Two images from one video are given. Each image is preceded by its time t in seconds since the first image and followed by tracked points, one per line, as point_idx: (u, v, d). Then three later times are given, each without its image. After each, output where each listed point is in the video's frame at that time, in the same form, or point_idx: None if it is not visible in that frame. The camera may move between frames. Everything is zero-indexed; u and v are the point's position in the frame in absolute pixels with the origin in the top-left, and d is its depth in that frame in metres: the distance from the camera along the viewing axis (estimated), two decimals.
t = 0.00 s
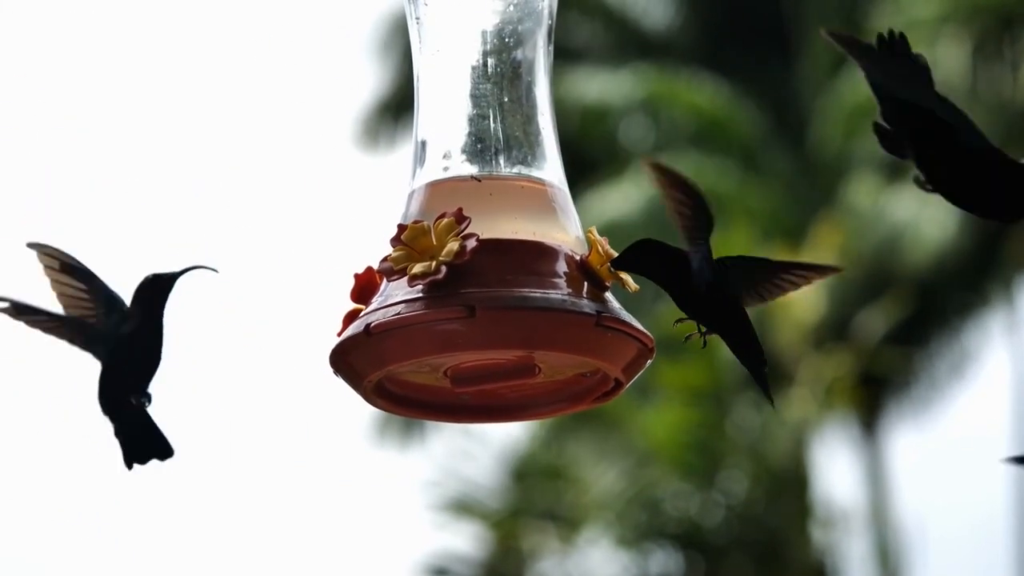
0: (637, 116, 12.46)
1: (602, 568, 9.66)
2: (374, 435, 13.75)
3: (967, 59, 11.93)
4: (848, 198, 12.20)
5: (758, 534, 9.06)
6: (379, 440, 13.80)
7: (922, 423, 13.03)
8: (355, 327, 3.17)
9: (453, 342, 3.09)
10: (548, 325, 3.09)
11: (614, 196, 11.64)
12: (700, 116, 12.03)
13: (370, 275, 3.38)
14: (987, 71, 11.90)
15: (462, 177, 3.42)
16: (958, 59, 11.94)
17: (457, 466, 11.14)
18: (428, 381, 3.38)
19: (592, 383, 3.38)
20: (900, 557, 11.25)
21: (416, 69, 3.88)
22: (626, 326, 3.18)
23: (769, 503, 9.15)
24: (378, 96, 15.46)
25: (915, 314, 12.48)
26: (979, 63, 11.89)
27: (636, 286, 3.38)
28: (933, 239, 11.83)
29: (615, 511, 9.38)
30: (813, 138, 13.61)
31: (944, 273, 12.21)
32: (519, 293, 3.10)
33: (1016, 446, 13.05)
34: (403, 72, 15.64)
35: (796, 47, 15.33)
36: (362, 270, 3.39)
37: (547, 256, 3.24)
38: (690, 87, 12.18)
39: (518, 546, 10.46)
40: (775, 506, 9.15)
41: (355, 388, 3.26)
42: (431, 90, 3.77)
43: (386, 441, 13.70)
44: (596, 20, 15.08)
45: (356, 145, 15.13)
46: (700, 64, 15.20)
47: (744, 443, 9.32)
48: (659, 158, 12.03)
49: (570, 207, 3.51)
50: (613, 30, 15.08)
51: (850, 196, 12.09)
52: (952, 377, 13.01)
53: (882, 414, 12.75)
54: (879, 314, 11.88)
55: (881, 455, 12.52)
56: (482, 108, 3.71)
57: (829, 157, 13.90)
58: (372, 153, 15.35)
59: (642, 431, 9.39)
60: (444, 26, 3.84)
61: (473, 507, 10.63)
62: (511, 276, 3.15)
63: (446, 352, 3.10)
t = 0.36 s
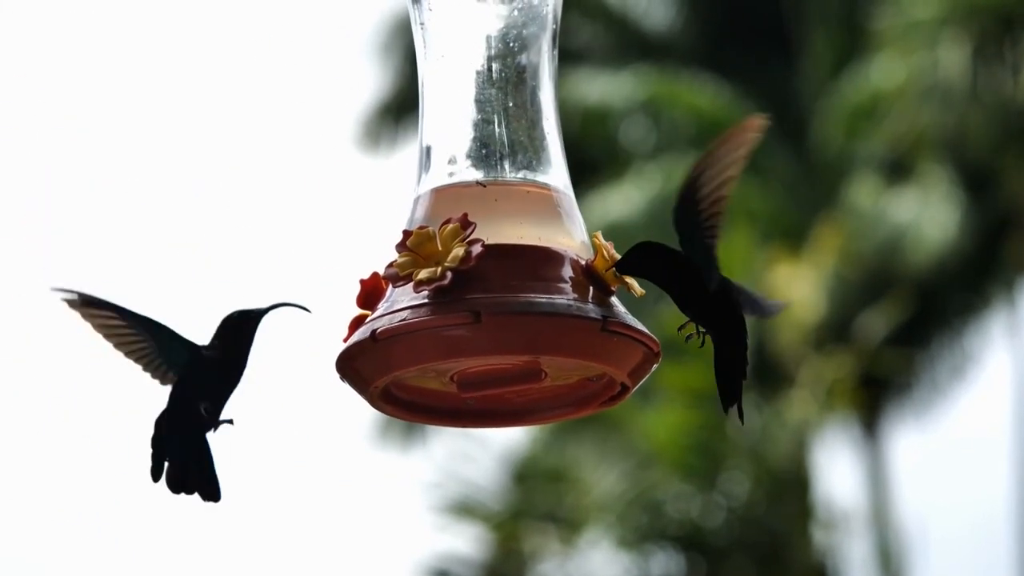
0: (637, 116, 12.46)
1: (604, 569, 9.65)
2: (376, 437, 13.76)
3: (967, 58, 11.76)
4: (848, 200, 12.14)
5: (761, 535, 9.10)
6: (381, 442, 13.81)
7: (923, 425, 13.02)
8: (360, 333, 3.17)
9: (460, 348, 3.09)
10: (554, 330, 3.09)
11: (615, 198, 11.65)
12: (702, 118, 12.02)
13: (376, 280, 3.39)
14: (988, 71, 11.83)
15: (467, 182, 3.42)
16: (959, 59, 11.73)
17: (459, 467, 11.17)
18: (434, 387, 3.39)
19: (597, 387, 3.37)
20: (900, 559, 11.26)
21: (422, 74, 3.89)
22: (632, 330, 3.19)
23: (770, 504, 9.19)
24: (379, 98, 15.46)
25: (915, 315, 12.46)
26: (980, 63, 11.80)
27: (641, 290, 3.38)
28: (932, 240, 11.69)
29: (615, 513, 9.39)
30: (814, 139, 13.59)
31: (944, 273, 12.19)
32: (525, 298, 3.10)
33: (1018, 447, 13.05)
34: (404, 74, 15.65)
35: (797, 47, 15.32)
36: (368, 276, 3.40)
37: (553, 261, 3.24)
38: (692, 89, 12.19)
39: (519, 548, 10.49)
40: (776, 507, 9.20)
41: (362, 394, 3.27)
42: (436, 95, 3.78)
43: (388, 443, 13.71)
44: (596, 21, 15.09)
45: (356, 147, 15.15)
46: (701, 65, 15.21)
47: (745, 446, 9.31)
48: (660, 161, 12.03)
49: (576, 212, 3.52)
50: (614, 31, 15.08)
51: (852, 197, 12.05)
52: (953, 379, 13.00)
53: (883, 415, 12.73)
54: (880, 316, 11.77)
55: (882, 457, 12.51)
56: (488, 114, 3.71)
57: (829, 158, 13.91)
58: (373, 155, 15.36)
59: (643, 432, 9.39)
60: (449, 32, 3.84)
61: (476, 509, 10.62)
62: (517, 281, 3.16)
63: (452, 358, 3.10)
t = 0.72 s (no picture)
0: (637, 118, 12.49)
1: (606, 570, 9.75)
2: (376, 440, 13.81)
3: (967, 61, 11.79)
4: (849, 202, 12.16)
5: (761, 536, 9.12)
6: (381, 444, 13.86)
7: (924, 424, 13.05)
8: (365, 338, 3.17)
9: (466, 352, 3.09)
10: (559, 334, 3.09)
11: (617, 201, 11.67)
12: (702, 121, 12.01)
13: (380, 284, 3.39)
14: (989, 74, 11.84)
15: (472, 186, 3.42)
16: (959, 60, 11.79)
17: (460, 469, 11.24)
18: (439, 391, 3.38)
19: (601, 390, 3.37)
20: (900, 560, 11.28)
21: (425, 77, 3.89)
22: (637, 333, 3.19)
23: (772, 505, 9.14)
24: (379, 99, 15.47)
25: (916, 316, 12.47)
26: (980, 66, 11.81)
27: (647, 294, 3.38)
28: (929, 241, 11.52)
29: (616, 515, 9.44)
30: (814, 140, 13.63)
31: (946, 275, 12.18)
32: (530, 303, 3.10)
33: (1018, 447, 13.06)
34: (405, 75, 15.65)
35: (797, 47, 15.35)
36: (373, 279, 3.40)
37: (558, 264, 3.24)
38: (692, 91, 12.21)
39: (519, 549, 10.57)
40: (778, 508, 9.15)
41: (367, 399, 3.27)
42: (440, 99, 3.78)
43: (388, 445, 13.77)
44: (596, 22, 15.13)
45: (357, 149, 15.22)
46: (701, 65, 15.21)
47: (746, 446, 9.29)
48: (660, 163, 12.04)
49: (581, 214, 3.52)
50: (614, 34, 15.13)
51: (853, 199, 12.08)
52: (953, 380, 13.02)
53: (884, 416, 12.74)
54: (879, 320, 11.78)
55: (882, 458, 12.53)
56: (492, 117, 3.71)
57: (829, 159, 13.92)
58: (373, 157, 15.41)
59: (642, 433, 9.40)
60: (453, 34, 3.83)
61: (475, 510, 10.82)
62: (522, 285, 3.16)
63: (457, 362, 3.10)
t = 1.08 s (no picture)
0: (638, 119, 12.50)
1: (605, 571, 9.74)
2: (377, 440, 13.82)
3: (967, 61, 11.73)
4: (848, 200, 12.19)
5: (762, 535, 9.16)
6: (382, 444, 13.88)
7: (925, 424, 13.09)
8: (366, 338, 3.17)
9: (468, 351, 3.10)
10: (561, 333, 3.09)
11: (617, 202, 11.66)
12: (703, 121, 12.01)
13: (381, 284, 3.39)
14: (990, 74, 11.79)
15: (474, 186, 3.42)
16: (958, 59, 11.74)
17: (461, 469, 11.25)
18: (440, 391, 3.38)
19: (603, 390, 3.37)
20: (900, 560, 11.27)
21: (426, 78, 3.89)
22: (638, 333, 3.19)
23: (772, 506, 9.20)
24: (379, 99, 15.48)
25: (916, 316, 12.48)
26: (980, 65, 11.74)
27: (648, 294, 3.38)
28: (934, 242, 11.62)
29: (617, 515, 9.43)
30: (814, 140, 13.64)
31: (947, 275, 12.21)
32: (531, 302, 3.10)
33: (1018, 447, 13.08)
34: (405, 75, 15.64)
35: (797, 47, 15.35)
36: (373, 279, 3.40)
37: (559, 263, 3.25)
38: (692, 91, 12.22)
39: (519, 549, 10.58)
40: (779, 509, 9.21)
41: (368, 398, 3.27)
42: (441, 98, 3.78)
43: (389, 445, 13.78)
44: (597, 22, 15.13)
45: (357, 149, 15.23)
46: (701, 66, 15.21)
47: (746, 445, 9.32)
48: (661, 163, 12.05)
49: (582, 215, 3.52)
50: (614, 34, 15.13)
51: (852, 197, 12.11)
52: (953, 380, 13.01)
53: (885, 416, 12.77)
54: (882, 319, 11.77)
55: (883, 458, 12.55)
56: (493, 117, 3.71)
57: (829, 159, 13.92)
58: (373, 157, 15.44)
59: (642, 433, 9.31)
60: (454, 34, 3.84)
61: (476, 510, 10.85)
62: (524, 284, 3.16)
63: (458, 362, 3.11)
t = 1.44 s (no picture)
0: (639, 118, 12.50)
1: (606, 571, 9.72)
2: (377, 442, 13.81)
3: (967, 61, 11.75)
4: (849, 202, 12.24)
5: (762, 535, 9.12)
6: (383, 445, 13.86)
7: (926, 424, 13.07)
8: (365, 337, 3.17)
9: (465, 350, 3.10)
10: (558, 333, 3.09)
11: (618, 202, 11.65)
12: (703, 121, 12.02)
13: (380, 284, 3.39)
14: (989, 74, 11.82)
15: (472, 186, 3.42)
16: (958, 60, 11.76)
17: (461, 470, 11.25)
18: (439, 390, 3.38)
19: (601, 390, 3.37)
20: (901, 560, 11.24)
21: (425, 77, 3.90)
22: (636, 333, 3.19)
23: (772, 506, 9.17)
24: (380, 99, 15.49)
25: (916, 317, 12.44)
26: (979, 66, 11.77)
27: (646, 294, 3.38)
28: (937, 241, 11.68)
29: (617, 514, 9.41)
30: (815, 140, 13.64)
31: (947, 275, 12.20)
32: (529, 301, 3.11)
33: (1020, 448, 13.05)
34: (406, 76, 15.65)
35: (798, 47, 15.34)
36: (372, 279, 3.40)
37: (557, 263, 3.25)
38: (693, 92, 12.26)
39: (520, 550, 10.56)
40: (779, 509, 9.19)
41: (366, 398, 3.27)
42: (439, 98, 3.78)
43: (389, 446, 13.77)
44: (597, 23, 15.13)
45: (357, 150, 15.24)
46: (701, 66, 15.21)
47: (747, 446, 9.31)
48: (661, 163, 12.06)
49: (580, 215, 3.51)
50: (615, 35, 15.14)
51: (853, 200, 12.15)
52: (953, 380, 12.99)
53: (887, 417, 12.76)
54: (883, 318, 11.81)
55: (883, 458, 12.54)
56: (491, 117, 3.71)
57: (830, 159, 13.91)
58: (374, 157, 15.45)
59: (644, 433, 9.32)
60: (452, 34, 3.84)
61: (476, 510, 10.86)
62: (522, 284, 3.16)
63: (456, 361, 3.11)
